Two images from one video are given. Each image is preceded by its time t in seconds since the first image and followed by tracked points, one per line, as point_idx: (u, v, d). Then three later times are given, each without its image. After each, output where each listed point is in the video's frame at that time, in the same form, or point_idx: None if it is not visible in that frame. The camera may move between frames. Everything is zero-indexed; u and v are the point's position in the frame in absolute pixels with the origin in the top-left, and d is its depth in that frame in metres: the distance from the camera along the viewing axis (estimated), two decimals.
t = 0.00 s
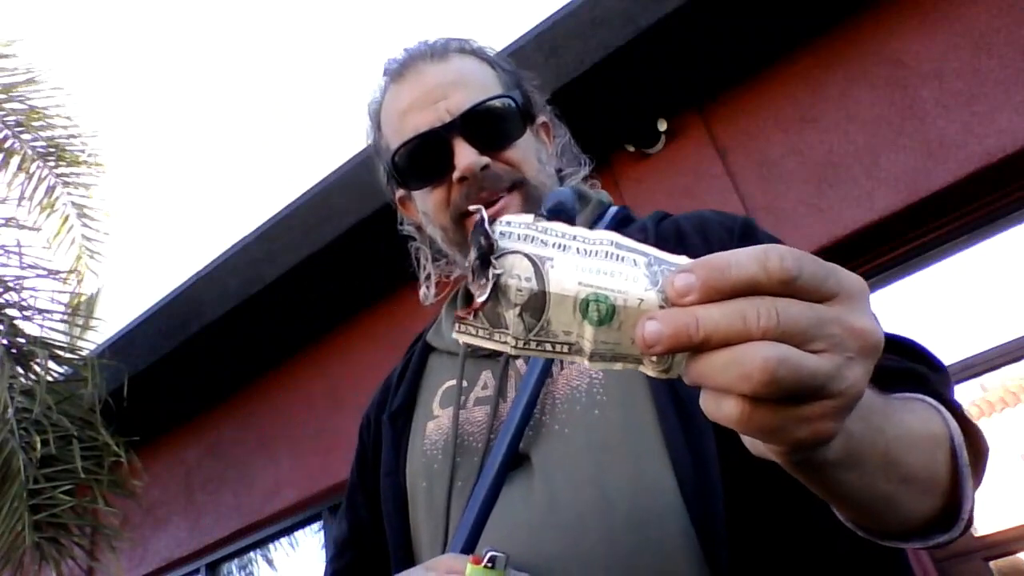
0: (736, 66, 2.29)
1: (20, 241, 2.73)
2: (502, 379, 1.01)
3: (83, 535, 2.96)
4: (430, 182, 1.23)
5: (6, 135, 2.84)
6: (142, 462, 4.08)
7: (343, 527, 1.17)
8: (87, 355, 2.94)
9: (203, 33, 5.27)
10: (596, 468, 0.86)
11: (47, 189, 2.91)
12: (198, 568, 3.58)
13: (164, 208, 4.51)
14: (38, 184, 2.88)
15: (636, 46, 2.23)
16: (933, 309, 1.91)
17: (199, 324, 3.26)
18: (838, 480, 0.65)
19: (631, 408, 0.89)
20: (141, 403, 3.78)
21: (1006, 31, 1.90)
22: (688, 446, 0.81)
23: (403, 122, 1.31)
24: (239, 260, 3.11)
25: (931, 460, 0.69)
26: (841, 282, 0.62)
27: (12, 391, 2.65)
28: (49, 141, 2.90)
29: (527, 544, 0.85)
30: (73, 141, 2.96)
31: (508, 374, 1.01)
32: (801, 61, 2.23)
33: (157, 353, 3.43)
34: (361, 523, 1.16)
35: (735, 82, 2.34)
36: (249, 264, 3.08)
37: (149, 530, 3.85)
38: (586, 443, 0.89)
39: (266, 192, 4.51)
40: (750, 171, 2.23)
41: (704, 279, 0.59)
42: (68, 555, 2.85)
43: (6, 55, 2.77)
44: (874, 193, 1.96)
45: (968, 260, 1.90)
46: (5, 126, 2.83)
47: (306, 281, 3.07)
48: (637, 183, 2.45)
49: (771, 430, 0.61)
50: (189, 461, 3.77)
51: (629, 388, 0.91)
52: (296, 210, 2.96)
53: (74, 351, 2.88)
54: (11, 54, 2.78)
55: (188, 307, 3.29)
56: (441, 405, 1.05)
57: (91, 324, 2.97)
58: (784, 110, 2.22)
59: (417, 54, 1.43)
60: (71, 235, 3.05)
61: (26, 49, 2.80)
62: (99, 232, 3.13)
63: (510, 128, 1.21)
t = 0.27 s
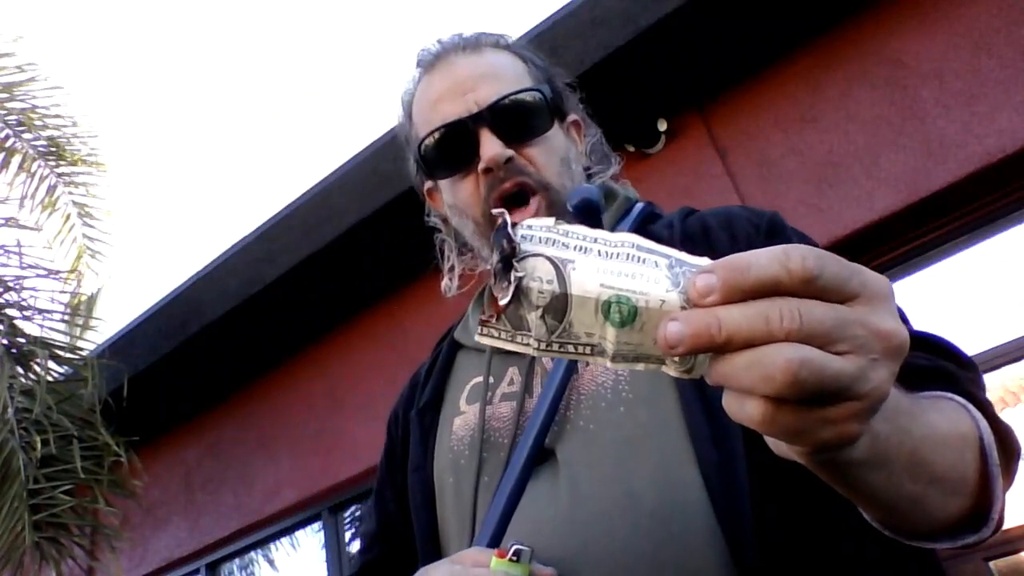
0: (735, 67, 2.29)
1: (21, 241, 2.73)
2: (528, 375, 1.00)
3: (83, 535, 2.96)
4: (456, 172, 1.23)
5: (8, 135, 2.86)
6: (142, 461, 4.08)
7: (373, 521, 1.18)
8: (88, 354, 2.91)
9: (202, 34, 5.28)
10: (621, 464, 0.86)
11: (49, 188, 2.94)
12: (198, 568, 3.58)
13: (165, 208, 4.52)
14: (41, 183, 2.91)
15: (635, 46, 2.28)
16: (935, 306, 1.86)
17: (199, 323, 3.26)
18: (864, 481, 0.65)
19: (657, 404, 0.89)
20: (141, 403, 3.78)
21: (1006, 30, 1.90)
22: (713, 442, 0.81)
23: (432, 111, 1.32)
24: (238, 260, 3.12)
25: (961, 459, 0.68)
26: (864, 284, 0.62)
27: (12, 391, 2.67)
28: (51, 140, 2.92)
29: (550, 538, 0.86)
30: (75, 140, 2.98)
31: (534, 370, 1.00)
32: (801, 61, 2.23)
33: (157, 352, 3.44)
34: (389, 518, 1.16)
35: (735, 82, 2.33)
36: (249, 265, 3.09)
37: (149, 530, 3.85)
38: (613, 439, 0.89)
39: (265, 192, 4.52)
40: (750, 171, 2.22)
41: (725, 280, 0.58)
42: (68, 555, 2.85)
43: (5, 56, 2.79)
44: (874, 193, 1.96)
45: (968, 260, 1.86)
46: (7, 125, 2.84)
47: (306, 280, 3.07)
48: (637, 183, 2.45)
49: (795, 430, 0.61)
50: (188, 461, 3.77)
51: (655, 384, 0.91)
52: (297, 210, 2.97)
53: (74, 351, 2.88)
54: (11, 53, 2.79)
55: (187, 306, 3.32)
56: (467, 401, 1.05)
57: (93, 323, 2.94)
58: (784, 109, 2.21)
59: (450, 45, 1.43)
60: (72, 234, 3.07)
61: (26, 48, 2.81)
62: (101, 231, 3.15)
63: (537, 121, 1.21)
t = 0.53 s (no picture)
0: (734, 67, 2.30)
1: (21, 240, 2.75)
2: (541, 369, 1.01)
3: (83, 535, 2.97)
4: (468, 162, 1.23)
5: (8, 135, 2.86)
6: (142, 461, 4.09)
7: (379, 517, 1.19)
8: (88, 354, 2.92)
9: (202, 34, 5.28)
10: (634, 458, 0.87)
11: (50, 187, 2.95)
12: (199, 568, 3.59)
13: (165, 208, 4.53)
14: (42, 182, 2.92)
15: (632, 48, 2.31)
16: (936, 304, 1.87)
17: (199, 324, 3.27)
18: (879, 468, 0.66)
19: (670, 398, 0.90)
20: (142, 403, 3.79)
21: (1006, 30, 1.90)
22: (728, 436, 0.82)
23: (448, 106, 1.32)
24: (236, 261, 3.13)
25: (973, 452, 0.69)
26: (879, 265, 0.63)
27: (12, 391, 2.67)
28: (51, 140, 2.93)
29: (564, 527, 0.87)
30: (77, 140, 3.00)
31: (547, 365, 1.01)
32: (801, 62, 2.24)
33: (157, 352, 3.45)
34: (397, 512, 1.18)
35: (735, 82, 2.35)
36: (249, 266, 3.10)
37: (149, 530, 3.86)
38: (626, 433, 0.90)
39: (265, 193, 4.53)
40: (750, 171, 2.24)
41: (740, 260, 0.59)
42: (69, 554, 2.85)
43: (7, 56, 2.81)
44: (874, 193, 1.97)
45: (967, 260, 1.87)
46: (7, 126, 2.85)
47: (305, 280, 3.08)
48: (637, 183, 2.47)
49: (809, 409, 0.62)
50: (188, 461, 3.78)
51: (667, 378, 0.92)
52: (297, 210, 2.97)
53: (74, 351, 2.88)
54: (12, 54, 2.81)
55: (186, 306, 3.33)
56: (478, 396, 1.06)
57: (93, 323, 2.96)
58: (784, 109, 2.22)
59: (468, 43, 1.45)
60: (73, 234, 3.09)
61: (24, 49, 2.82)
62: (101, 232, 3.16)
63: (552, 118, 1.21)
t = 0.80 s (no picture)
0: (736, 67, 2.30)
1: (20, 240, 2.76)
2: (532, 371, 1.01)
3: (84, 534, 2.97)
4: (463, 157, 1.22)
5: (8, 134, 2.87)
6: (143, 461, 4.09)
7: (368, 518, 1.19)
8: (88, 354, 2.90)
9: (202, 35, 5.29)
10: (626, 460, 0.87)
11: (50, 188, 2.96)
12: (199, 568, 3.59)
13: (165, 210, 4.52)
14: (42, 182, 2.92)
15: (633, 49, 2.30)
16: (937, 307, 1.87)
17: (199, 324, 3.27)
18: (880, 477, 0.66)
19: (663, 402, 0.90)
20: (142, 403, 3.79)
21: (1006, 31, 1.89)
22: (722, 441, 0.82)
23: (441, 100, 1.32)
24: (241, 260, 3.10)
25: (969, 459, 0.69)
26: (896, 278, 0.65)
27: (11, 390, 2.68)
28: (51, 140, 2.93)
29: (557, 531, 0.86)
30: (77, 140, 3.00)
31: (537, 366, 1.01)
32: (801, 61, 2.24)
33: (157, 353, 3.45)
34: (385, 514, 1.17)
35: (736, 82, 2.34)
36: (249, 266, 3.08)
37: (149, 530, 3.85)
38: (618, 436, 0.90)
39: (265, 193, 4.53)
40: (750, 171, 2.23)
41: (753, 270, 0.61)
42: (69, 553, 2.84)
43: (8, 56, 2.83)
44: (874, 194, 1.97)
45: (966, 261, 1.86)
46: (7, 125, 2.86)
47: (305, 280, 3.07)
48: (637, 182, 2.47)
49: (834, 425, 0.62)
50: (189, 461, 3.78)
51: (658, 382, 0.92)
52: (296, 210, 2.97)
53: (74, 350, 2.86)
54: (14, 54, 2.83)
55: (187, 306, 3.31)
56: (469, 397, 1.06)
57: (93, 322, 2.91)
58: (785, 109, 2.22)
59: (462, 40, 1.45)
60: (72, 235, 3.07)
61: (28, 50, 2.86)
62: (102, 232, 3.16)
63: (545, 113, 1.20)
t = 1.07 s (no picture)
0: (739, 68, 2.29)
1: (20, 240, 2.70)
2: (499, 376, 1.01)
3: (84, 533, 2.94)
4: (436, 153, 1.22)
5: (8, 135, 2.84)
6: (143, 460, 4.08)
7: (329, 519, 1.17)
8: (88, 354, 2.91)
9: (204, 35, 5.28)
10: (587, 469, 0.87)
11: (50, 188, 2.94)
12: (198, 568, 3.57)
13: (164, 209, 4.51)
14: (42, 183, 2.90)
15: (635, 48, 2.27)
16: (935, 311, 1.87)
17: (199, 324, 3.26)
18: (837, 499, 0.65)
19: (627, 411, 0.90)
20: (141, 404, 3.78)
21: (1006, 30, 1.89)
22: (686, 454, 0.82)
23: (416, 99, 1.33)
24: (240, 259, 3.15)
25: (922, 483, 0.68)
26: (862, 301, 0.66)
27: (11, 390, 2.66)
28: (50, 140, 2.92)
29: (517, 540, 0.85)
30: (76, 139, 2.99)
31: (504, 372, 1.01)
32: (802, 61, 2.23)
33: (157, 353, 3.45)
34: (348, 514, 1.16)
35: (735, 82, 2.34)
36: (249, 265, 3.10)
37: (149, 529, 3.84)
38: (580, 445, 0.89)
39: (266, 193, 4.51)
40: (750, 171, 2.21)
41: (722, 284, 0.61)
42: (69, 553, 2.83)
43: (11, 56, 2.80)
44: (874, 194, 1.94)
45: (966, 261, 1.86)
46: (8, 126, 2.83)
47: (305, 281, 3.06)
48: (637, 182, 2.43)
49: (805, 455, 0.61)
50: (188, 461, 3.77)
51: (620, 390, 0.92)
52: (297, 210, 2.98)
53: (74, 350, 2.87)
54: (18, 54, 2.81)
55: (188, 306, 3.33)
56: (435, 400, 1.05)
57: (93, 322, 2.96)
58: (784, 109, 2.21)
59: (435, 43, 1.47)
60: (73, 234, 3.07)
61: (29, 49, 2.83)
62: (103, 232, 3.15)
63: (521, 110, 1.21)
